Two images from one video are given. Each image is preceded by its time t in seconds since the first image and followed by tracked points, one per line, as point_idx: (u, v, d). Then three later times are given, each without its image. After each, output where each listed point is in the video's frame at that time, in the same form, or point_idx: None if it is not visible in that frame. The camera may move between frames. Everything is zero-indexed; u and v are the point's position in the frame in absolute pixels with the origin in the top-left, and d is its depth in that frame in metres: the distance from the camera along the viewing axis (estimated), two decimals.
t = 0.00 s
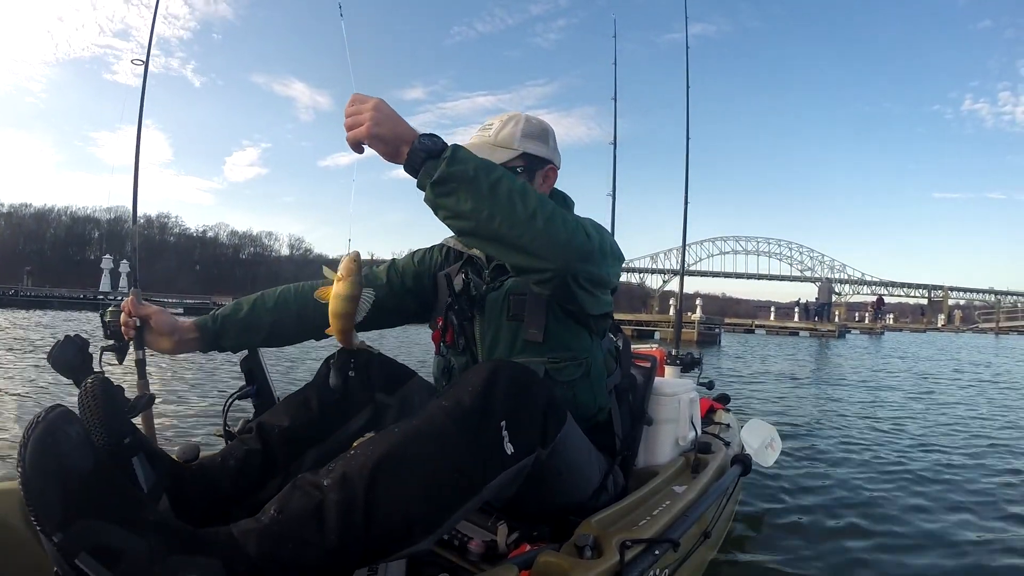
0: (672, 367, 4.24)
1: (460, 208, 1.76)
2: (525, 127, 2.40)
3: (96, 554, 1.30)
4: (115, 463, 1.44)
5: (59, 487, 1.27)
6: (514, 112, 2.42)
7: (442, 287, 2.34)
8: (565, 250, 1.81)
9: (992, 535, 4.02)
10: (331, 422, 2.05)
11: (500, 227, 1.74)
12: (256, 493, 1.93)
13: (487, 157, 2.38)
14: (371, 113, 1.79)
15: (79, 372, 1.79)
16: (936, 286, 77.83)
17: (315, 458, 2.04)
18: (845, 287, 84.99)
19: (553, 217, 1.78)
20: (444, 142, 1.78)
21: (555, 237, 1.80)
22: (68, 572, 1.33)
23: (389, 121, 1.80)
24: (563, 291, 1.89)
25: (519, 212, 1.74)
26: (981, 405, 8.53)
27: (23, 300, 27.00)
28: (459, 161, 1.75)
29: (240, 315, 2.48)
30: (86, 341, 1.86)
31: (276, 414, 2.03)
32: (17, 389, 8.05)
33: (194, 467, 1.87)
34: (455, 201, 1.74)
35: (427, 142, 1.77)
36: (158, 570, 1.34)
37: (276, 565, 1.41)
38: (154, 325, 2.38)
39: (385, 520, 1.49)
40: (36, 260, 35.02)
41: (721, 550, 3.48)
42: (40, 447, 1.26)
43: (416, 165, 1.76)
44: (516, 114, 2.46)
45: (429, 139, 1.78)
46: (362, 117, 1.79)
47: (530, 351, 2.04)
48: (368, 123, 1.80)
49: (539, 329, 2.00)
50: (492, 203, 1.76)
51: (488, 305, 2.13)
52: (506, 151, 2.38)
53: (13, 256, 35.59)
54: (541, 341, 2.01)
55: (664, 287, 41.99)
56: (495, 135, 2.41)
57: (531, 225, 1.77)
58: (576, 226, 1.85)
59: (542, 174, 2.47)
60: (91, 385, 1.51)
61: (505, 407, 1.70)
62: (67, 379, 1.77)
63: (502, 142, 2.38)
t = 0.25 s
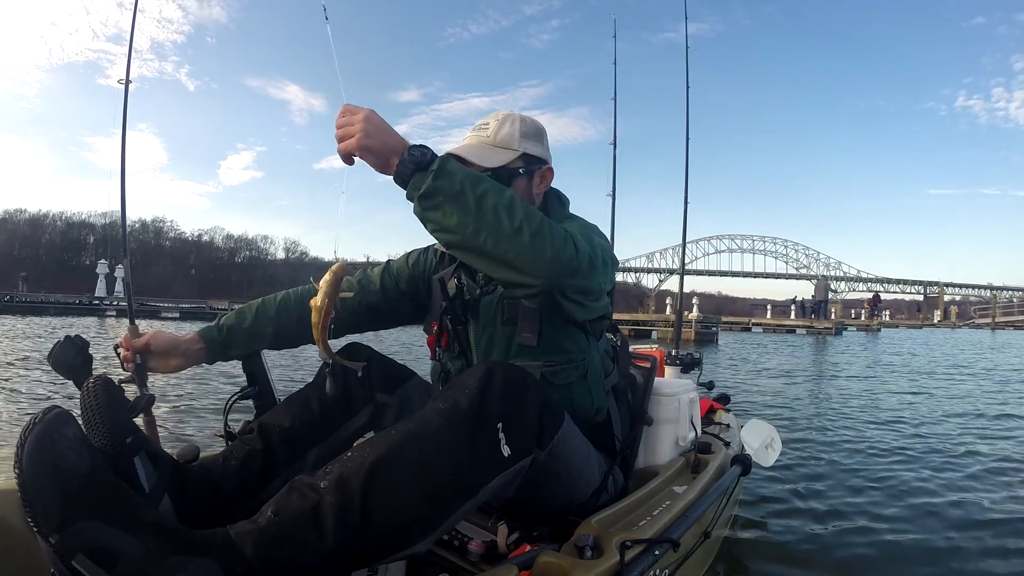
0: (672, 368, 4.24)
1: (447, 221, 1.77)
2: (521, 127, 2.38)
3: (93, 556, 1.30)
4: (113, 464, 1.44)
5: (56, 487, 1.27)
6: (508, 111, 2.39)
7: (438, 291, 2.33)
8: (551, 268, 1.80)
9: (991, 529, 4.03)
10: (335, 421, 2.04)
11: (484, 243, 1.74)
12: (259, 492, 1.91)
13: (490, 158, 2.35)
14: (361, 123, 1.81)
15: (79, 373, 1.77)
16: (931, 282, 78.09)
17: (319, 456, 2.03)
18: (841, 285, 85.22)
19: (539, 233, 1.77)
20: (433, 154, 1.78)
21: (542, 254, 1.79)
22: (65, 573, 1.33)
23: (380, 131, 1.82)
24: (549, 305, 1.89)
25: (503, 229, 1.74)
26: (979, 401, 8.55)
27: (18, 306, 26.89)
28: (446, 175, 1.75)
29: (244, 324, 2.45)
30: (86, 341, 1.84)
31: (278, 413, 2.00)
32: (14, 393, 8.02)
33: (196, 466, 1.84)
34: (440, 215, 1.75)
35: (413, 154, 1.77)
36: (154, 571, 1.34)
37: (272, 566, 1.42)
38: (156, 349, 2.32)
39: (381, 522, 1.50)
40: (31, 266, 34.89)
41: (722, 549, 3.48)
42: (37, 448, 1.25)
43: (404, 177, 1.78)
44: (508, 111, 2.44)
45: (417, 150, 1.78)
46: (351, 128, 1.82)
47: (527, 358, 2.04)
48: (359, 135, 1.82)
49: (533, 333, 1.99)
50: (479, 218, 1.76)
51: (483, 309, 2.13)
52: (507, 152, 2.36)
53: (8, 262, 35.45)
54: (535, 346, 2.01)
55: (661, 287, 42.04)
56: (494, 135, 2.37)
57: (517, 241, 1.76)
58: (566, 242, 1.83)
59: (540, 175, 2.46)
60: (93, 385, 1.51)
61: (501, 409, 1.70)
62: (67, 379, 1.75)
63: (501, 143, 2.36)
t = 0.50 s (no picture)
0: (671, 367, 4.25)
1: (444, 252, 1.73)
2: (541, 125, 2.46)
3: (92, 556, 1.29)
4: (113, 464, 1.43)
5: (55, 487, 1.26)
6: (524, 109, 2.45)
7: (440, 290, 2.33)
8: (548, 302, 1.78)
9: (989, 527, 4.05)
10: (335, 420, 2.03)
11: (482, 278, 1.72)
12: (258, 491, 1.91)
13: (519, 152, 2.38)
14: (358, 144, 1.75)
15: (81, 371, 1.76)
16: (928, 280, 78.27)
17: (320, 456, 2.02)
18: (838, 283, 85.38)
19: (537, 268, 1.75)
20: (432, 180, 1.73)
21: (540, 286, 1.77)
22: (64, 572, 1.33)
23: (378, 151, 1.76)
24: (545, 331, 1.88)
25: (501, 265, 1.71)
26: (978, 399, 8.56)
27: (15, 303, 26.79)
28: (444, 206, 1.70)
29: (241, 328, 2.42)
30: (87, 340, 1.83)
31: (278, 413, 2.00)
32: (12, 391, 8.00)
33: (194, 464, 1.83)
34: (437, 247, 1.72)
35: (412, 184, 1.72)
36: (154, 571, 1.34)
37: (271, 567, 1.42)
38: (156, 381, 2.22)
39: (381, 523, 1.49)
40: (27, 262, 34.75)
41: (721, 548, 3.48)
42: (36, 448, 1.25)
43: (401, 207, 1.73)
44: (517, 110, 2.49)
45: (415, 178, 1.73)
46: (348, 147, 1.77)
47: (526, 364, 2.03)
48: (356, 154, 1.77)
49: (534, 337, 1.98)
50: (478, 251, 1.72)
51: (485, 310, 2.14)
52: (533, 148, 2.42)
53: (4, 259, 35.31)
54: (538, 348, 2.00)
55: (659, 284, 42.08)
56: (515, 131, 2.41)
57: (514, 275, 1.74)
58: (564, 273, 1.81)
59: (550, 174, 2.56)
60: (96, 385, 1.51)
61: (501, 410, 1.69)
62: (67, 377, 1.74)
63: (528, 138, 2.40)
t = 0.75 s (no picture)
0: (672, 367, 4.25)
1: (455, 250, 1.74)
2: (541, 126, 2.46)
3: (92, 557, 1.29)
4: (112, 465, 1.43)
5: (55, 488, 1.25)
6: (526, 110, 2.45)
7: (441, 290, 2.34)
8: (561, 298, 1.78)
9: (988, 529, 4.05)
10: (335, 421, 2.03)
11: (493, 275, 1.73)
12: (259, 492, 1.90)
13: (519, 151, 2.38)
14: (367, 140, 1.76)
15: (81, 372, 1.75)
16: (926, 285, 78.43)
17: (320, 458, 2.02)
18: (837, 287, 85.45)
19: (548, 264, 1.75)
20: (440, 178, 1.74)
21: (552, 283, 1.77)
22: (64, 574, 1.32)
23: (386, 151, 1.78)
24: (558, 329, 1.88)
25: (513, 261, 1.72)
26: (977, 403, 8.56)
27: (14, 305, 26.74)
28: (454, 203, 1.71)
29: (243, 316, 2.42)
30: (86, 341, 1.82)
31: (278, 414, 2.00)
32: (12, 393, 7.98)
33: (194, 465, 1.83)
34: (448, 245, 1.72)
35: (420, 181, 1.73)
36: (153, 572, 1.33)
37: (272, 567, 1.41)
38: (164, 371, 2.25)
39: (380, 523, 1.49)
40: (26, 264, 34.71)
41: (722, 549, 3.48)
42: (36, 449, 1.24)
43: (410, 205, 1.75)
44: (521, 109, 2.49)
45: (423, 176, 1.74)
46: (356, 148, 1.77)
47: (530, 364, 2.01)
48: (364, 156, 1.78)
49: (534, 337, 1.98)
50: (488, 248, 1.73)
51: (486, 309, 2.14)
52: (533, 148, 2.42)
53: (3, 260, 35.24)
54: (539, 348, 2.00)
55: (657, 288, 42.12)
56: (515, 130, 2.42)
57: (526, 271, 1.74)
58: (575, 270, 1.81)
59: (550, 174, 2.56)
60: (94, 386, 1.50)
61: (500, 410, 1.69)
62: (67, 379, 1.73)
63: (527, 138, 2.41)
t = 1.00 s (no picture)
0: (671, 368, 4.25)
1: (469, 246, 1.75)
2: (537, 125, 2.44)
3: (93, 556, 1.28)
4: (112, 464, 1.42)
5: (55, 487, 1.25)
6: (524, 109, 2.44)
7: (445, 286, 2.34)
8: (576, 292, 1.79)
9: (985, 533, 4.05)
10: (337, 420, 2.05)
11: (508, 270, 1.74)
12: (260, 489, 1.90)
13: (503, 150, 2.38)
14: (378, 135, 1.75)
15: (80, 372, 1.75)
16: (923, 292, 78.63)
17: (320, 457, 2.03)
18: (834, 293, 85.60)
19: (562, 258, 1.77)
20: (454, 173, 1.76)
21: (567, 278, 1.78)
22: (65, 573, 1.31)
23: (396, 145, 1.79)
24: (572, 325, 1.89)
25: (527, 255, 1.73)
26: (974, 409, 8.58)
27: (9, 301, 26.61)
28: (467, 199, 1.73)
29: (260, 284, 2.47)
30: (85, 341, 1.82)
31: (279, 413, 2.01)
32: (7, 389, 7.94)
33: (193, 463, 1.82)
34: (463, 241, 1.74)
35: (433, 176, 1.75)
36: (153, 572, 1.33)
37: (273, 566, 1.41)
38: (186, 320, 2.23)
39: (381, 524, 1.49)
40: (22, 260, 34.57)
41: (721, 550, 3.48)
42: (36, 448, 1.24)
43: (424, 201, 1.76)
44: (522, 109, 2.49)
45: (436, 172, 1.76)
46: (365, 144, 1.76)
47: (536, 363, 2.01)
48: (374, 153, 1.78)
49: (538, 333, 1.98)
50: (502, 243, 1.75)
51: (488, 306, 2.14)
52: (521, 146, 2.40)
53: None
54: (542, 346, 2.00)
55: (655, 292, 42.16)
56: (508, 131, 2.43)
57: (541, 266, 1.76)
58: (590, 265, 1.83)
59: (549, 173, 2.51)
60: (91, 387, 1.50)
61: (501, 410, 1.69)
62: (66, 379, 1.72)
63: (516, 139, 2.41)
